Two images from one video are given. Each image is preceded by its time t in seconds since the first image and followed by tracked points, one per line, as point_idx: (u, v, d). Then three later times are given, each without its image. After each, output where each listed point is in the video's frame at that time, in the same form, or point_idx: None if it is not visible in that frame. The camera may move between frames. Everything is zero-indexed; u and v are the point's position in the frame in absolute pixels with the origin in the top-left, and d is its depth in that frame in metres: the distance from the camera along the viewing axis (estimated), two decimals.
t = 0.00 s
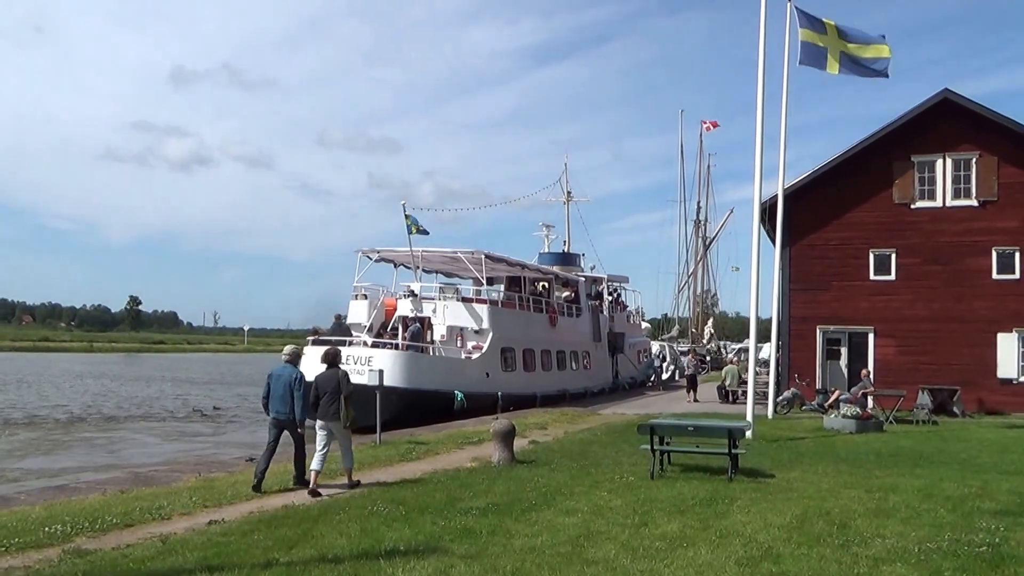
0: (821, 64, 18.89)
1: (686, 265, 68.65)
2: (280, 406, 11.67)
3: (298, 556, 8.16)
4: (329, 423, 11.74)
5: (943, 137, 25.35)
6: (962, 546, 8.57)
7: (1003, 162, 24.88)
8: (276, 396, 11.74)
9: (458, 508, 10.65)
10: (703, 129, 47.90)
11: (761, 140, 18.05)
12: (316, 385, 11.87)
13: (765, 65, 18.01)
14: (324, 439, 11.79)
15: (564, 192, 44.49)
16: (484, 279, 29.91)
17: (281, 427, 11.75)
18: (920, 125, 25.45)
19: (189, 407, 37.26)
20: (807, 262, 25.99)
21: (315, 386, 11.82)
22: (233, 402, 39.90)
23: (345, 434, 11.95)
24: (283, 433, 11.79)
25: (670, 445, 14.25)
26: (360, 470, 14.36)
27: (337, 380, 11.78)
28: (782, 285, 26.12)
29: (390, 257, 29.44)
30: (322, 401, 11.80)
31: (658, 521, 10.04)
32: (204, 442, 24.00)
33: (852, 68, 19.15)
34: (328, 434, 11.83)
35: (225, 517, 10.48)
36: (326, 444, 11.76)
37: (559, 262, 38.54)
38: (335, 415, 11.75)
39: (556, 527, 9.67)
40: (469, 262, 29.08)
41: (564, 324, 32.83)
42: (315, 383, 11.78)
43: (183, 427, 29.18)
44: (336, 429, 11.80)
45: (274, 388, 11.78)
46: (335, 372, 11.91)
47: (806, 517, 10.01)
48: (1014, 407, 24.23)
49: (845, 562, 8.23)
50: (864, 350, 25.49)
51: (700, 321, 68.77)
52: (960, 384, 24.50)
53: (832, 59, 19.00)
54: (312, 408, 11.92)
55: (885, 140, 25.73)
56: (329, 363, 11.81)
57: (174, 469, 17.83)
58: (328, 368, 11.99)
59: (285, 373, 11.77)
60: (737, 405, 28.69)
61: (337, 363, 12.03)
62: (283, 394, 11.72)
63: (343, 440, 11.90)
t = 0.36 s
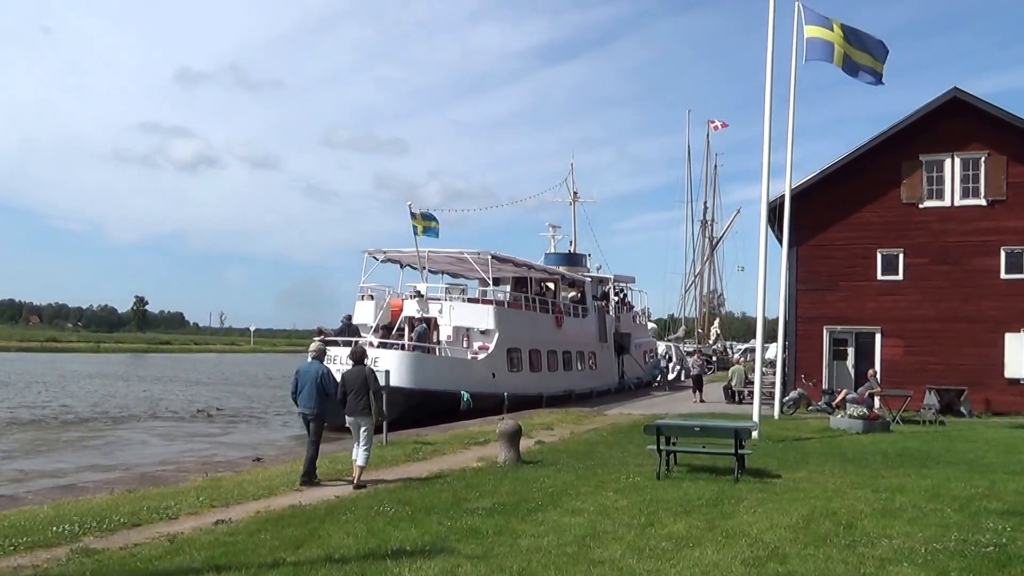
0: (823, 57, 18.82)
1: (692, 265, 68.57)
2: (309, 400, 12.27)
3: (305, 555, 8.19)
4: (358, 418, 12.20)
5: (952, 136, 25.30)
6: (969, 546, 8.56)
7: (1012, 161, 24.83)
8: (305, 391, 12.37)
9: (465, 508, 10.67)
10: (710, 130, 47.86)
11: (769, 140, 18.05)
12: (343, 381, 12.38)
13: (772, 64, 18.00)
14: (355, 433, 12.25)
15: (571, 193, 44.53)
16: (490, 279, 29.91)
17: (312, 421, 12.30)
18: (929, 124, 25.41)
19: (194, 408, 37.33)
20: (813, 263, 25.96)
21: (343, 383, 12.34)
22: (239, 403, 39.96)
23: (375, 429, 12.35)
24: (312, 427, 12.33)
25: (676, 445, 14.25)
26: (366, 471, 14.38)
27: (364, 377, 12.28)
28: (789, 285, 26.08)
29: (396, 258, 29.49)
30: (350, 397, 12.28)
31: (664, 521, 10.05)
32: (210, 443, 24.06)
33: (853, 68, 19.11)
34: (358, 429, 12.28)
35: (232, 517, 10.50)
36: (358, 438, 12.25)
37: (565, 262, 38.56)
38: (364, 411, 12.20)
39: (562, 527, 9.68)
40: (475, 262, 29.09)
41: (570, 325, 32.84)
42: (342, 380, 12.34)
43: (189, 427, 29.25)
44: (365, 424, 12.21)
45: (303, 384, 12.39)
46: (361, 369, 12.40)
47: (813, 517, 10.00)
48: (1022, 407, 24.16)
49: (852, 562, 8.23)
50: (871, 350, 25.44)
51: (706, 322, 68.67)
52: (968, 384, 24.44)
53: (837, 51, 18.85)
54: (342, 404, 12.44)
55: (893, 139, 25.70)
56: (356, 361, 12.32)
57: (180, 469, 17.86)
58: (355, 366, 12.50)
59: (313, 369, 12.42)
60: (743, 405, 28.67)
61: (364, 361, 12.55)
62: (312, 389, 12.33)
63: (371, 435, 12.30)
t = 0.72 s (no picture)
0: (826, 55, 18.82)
1: (700, 265, 68.51)
2: (336, 401, 12.68)
3: (312, 556, 8.27)
4: (381, 417, 12.67)
5: (959, 137, 25.22)
6: (974, 546, 8.59)
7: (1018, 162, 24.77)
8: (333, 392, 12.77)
9: (471, 508, 10.73)
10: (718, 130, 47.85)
11: (775, 140, 18.05)
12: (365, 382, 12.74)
13: (778, 64, 18.01)
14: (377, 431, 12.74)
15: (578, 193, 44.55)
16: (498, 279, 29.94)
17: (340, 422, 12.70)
18: (936, 125, 25.35)
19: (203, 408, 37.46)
20: (820, 263, 25.94)
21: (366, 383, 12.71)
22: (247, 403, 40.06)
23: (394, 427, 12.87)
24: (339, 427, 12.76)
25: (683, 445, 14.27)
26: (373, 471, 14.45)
27: (386, 377, 12.68)
28: (796, 285, 26.07)
29: (404, 258, 29.57)
30: (372, 397, 12.70)
31: (671, 521, 10.09)
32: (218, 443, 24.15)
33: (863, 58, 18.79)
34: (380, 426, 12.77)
35: (239, 517, 10.58)
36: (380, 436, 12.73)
37: (572, 262, 38.59)
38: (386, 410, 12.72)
39: (569, 527, 9.73)
40: (482, 262, 29.13)
41: (577, 325, 32.87)
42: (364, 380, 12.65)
43: (197, 427, 29.37)
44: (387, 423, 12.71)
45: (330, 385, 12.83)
46: (382, 370, 12.80)
47: (819, 517, 10.04)
48: None
49: (858, 562, 8.26)
50: (878, 350, 25.42)
51: (714, 322, 68.59)
52: (974, 385, 24.40)
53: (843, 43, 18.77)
54: (363, 404, 12.92)
55: (900, 140, 25.65)
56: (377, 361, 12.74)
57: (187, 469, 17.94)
58: (375, 366, 12.89)
59: (338, 370, 12.83)
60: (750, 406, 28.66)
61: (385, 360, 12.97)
62: (338, 390, 12.72)
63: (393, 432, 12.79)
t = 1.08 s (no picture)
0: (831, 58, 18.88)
1: (707, 265, 68.49)
2: (359, 396, 13.81)
3: (319, 555, 8.35)
4: (399, 414, 13.40)
5: (965, 138, 25.22)
6: (979, 546, 8.64)
7: None
8: (356, 389, 13.87)
9: (478, 508, 10.81)
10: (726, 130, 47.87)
11: (782, 141, 18.10)
12: (388, 380, 13.55)
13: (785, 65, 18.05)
14: (394, 428, 13.41)
15: (586, 193, 44.65)
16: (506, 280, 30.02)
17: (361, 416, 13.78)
18: (942, 126, 25.34)
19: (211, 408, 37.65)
20: (827, 263, 25.96)
21: (388, 381, 13.56)
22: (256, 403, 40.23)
23: (414, 425, 13.57)
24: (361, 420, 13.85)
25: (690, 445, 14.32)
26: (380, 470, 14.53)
27: (406, 377, 13.48)
28: (803, 285, 26.08)
29: (411, 258, 29.67)
30: (392, 396, 13.49)
31: (678, 521, 10.14)
32: (226, 443, 24.28)
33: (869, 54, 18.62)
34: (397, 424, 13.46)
35: (246, 517, 10.68)
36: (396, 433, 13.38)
37: (580, 262, 38.67)
38: (404, 408, 13.41)
39: (577, 527, 9.79)
40: (490, 263, 29.21)
41: (585, 325, 32.94)
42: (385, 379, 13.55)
43: (205, 427, 29.51)
44: (405, 420, 13.43)
45: (353, 382, 13.92)
46: (403, 369, 13.60)
47: (826, 517, 10.09)
48: None
49: (865, 562, 8.30)
50: (884, 351, 25.42)
51: (721, 322, 68.57)
52: (980, 385, 24.38)
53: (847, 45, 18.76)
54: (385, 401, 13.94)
55: (906, 141, 25.65)
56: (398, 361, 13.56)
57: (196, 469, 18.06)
58: (398, 365, 13.68)
59: (365, 368, 14.03)
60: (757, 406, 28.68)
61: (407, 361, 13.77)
62: (361, 386, 13.86)
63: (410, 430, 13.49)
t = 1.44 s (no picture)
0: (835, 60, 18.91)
1: (715, 265, 68.46)
2: (388, 396, 14.06)
3: (326, 555, 8.45)
4: (426, 411, 13.89)
5: (972, 139, 25.20)
6: (984, 546, 8.68)
7: None
8: (384, 389, 14.12)
9: (485, 508, 10.89)
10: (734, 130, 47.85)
11: (790, 141, 18.14)
12: (413, 378, 14.00)
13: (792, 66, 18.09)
14: (422, 425, 13.94)
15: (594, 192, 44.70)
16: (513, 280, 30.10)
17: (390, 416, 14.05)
18: (949, 127, 25.33)
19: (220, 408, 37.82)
20: (834, 264, 25.98)
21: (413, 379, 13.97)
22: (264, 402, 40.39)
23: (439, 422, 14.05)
24: (390, 420, 14.12)
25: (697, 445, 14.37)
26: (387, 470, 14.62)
27: (430, 375, 13.91)
28: (809, 285, 26.10)
29: (419, 258, 29.76)
30: (418, 394, 13.94)
31: (685, 521, 10.20)
32: (234, 443, 24.42)
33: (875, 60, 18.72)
34: (425, 421, 13.98)
35: (253, 517, 10.78)
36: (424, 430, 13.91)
37: (587, 263, 38.73)
38: (430, 405, 13.89)
39: (584, 527, 9.86)
40: (498, 263, 29.31)
41: (593, 325, 33.00)
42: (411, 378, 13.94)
43: (213, 427, 29.66)
44: (433, 416, 13.91)
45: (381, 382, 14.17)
46: (427, 368, 14.03)
47: (831, 517, 10.14)
48: None
49: (871, 562, 8.35)
50: (890, 351, 25.43)
51: (729, 322, 68.55)
52: (986, 386, 24.37)
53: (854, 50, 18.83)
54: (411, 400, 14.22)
55: (913, 142, 25.65)
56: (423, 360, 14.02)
57: (204, 468, 18.18)
58: (422, 364, 14.13)
59: (391, 368, 14.24)
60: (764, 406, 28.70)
61: (431, 360, 14.21)
62: (389, 386, 14.09)
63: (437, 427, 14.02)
